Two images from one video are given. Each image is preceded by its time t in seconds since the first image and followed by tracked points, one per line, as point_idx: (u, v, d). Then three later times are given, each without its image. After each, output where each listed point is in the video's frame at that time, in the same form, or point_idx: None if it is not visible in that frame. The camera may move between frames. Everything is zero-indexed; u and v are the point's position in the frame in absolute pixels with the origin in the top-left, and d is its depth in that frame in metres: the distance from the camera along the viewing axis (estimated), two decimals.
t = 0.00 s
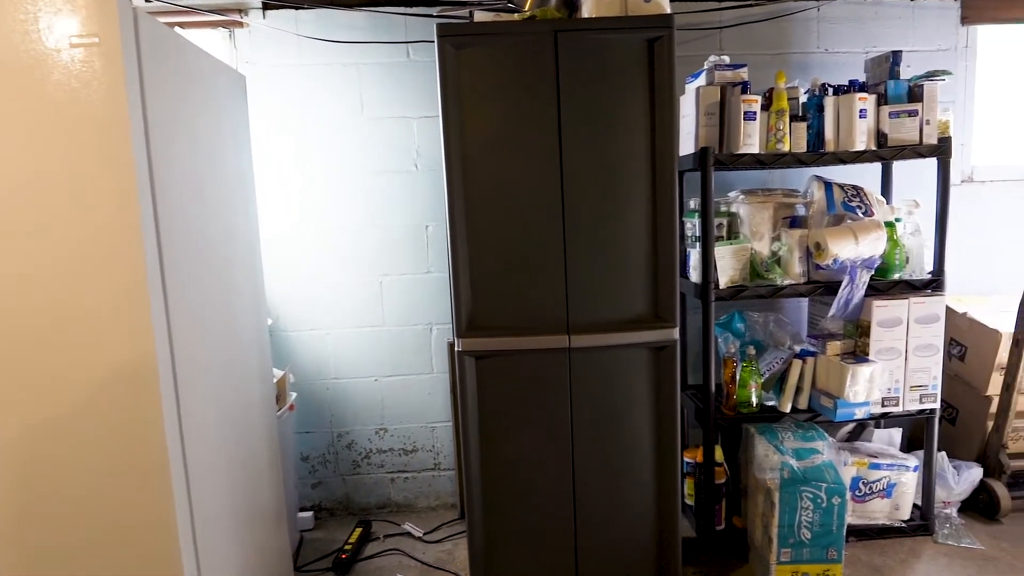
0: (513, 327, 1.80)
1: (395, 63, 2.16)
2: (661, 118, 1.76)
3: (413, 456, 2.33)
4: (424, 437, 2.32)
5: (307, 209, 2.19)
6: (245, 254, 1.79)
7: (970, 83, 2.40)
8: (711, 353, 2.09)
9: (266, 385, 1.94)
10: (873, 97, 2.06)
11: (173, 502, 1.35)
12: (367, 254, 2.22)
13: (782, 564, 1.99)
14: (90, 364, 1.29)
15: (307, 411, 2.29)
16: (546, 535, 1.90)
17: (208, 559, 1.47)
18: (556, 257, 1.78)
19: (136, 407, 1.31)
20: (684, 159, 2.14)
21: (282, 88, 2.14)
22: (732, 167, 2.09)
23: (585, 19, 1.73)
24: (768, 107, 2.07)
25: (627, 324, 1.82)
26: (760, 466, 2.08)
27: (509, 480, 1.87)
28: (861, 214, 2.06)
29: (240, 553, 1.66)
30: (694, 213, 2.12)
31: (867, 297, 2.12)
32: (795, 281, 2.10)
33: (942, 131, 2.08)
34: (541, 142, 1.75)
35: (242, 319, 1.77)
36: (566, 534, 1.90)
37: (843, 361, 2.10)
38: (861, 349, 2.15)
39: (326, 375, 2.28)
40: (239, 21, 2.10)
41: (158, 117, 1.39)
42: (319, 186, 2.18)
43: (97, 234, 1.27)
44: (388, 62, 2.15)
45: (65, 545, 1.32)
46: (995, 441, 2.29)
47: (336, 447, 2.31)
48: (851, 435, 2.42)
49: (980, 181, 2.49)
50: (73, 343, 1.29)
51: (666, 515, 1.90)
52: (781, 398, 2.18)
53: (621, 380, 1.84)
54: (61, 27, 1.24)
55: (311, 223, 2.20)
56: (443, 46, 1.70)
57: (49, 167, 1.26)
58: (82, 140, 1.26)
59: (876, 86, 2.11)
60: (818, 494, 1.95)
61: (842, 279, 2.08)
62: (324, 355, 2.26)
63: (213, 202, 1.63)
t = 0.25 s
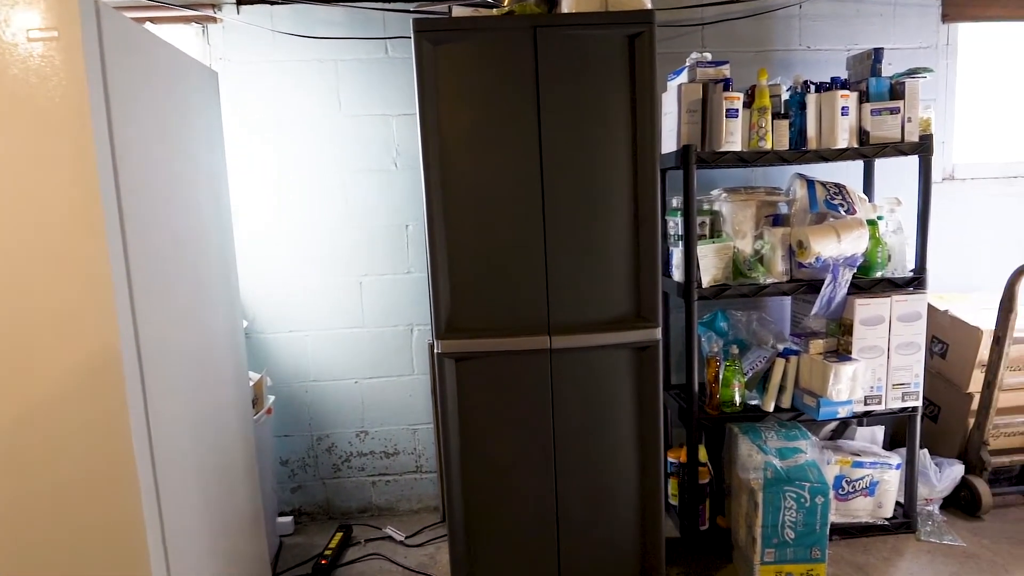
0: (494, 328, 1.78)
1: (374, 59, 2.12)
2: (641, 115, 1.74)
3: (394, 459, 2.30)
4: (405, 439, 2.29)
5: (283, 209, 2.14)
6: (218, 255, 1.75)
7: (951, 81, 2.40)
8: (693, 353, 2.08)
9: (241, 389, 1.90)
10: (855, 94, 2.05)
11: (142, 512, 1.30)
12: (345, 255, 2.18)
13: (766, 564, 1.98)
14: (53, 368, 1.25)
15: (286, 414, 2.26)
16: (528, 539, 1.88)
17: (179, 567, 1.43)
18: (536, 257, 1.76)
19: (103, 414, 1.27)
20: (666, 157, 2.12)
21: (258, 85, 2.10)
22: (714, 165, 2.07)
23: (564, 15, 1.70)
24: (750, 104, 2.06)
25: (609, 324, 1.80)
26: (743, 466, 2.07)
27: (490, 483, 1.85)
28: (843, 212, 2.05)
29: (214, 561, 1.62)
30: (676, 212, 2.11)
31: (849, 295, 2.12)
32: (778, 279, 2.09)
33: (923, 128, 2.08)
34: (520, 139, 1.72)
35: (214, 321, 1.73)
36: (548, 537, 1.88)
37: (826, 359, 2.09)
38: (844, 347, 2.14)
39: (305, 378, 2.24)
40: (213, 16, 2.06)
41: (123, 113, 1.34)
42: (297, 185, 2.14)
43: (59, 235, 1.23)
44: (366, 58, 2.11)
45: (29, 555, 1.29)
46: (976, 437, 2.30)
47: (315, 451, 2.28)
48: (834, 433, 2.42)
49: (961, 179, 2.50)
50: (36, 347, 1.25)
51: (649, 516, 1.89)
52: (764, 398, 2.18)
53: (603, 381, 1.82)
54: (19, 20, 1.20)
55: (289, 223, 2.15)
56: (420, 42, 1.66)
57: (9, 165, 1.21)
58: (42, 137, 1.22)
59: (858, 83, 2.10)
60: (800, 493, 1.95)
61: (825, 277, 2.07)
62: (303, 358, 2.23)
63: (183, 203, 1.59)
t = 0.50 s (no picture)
0: (475, 329, 1.75)
1: (353, 55, 2.08)
2: (624, 113, 1.72)
3: (376, 461, 2.27)
4: (387, 442, 2.26)
5: (261, 208, 2.10)
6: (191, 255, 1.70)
7: (933, 79, 2.40)
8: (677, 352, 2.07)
9: (216, 393, 1.86)
10: (838, 91, 2.04)
11: (111, 521, 1.26)
12: (325, 254, 2.14)
13: (750, 565, 1.98)
14: (16, 373, 1.21)
15: (266, 418, 2.22)
16: (511, 542, 1.85)
17: None
18: (518, 257, 1.73)
19: (70, 422, 1.23)
20: (649, 155, 2.10)
21: (234, 82, 2.05)
22: (698, 163, 2.06)
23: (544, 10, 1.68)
24: (733, 102, 2.04)
25: (592, 324, 1.78)
26: (727, 465, 2.06)
27: (472, 486, 1.82)
28: (826, 210, 2.04)
29: (190, 569, 1.58)
30: (659, 210, 2.09)
31: (833, 294, 2.11)
32: (762, 278, 2.08)
33: (905, 126, 2.08)
34: (500, 137, 1.69)
35: (187, 324, 1.69)
36: (531, 540, 1.86)
37: (810, 358, 2.09)
38: (828, 346, 2.14)
39: (285, 380, 2.21)
40: (188, 11, 2.01)
41: (88, 111, 1.29)
42: (275, 184, 2.10)
43: (20, 235, 1.18)
44: (346, 55, 2.07)
45: None
46: (958, 434, 2.30)
47: (296, 454, 2.24)
48: (818, 431, 2.42)
49: (942, 177, 2.50)
50: None
51: (633, 518, 1.87)
52: (748, 397, 2.17)
53: (585, 382, 1.80)
54: None
55: (267, 223, 2.11)
56: (397, 37, 1.63)
57: None
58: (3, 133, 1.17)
59: (841, 80, 2.09)
60: (785, 493, 1.94)
61: (808, 276, 2.06)
62: (283, 360, 2.19)
63: (154, 203, 1.55)
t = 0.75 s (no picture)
0: (456, 330, 1.73)
1: (332, 53, 2.04)
2: (605, 111, 1.71)
3: (357, 465, 2.24)
4: (369, 445, 2.23)
5: (238, 208, 2.06)
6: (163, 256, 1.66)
7: (914, 77, 2.41)
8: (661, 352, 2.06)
9: (192, 397, 1.82)
10: (820, 90, 2.04)
11: (80, 529, 1.22)
12: (303, 255, 2.11)
13: (735, 565, 1.97)
14: None
15: (244, 422, 2.18)
16: (494, 545, 1.83)
17: None
18: (499, 256, 1.71)
19: (36, 432, 1.18)
20: (631, 154, 2.09)
21: (209, 79, 2.01)
22: (680, 162, 2.04)
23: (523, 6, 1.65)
24: (716, 100, 2.03)
25: (574, 325, 1.76)
26: (711, 466, 2.05)
27: (454, 489, 1.80)
28: (808, 209, 2.04)
29: None
30: (642, 210, 2.08)
31: (815, 293, 2.11)
32: (745, 277, 2.07)
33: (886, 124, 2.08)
34: (481, 135, 1.67)
35: (160, 326, 1.65)
36: (514, 543, 1.84)
37: (793, 357, 2.09)
38: (810, 345, 2.14)
39: (264, 383, 2.17)
40: (161, 7, 1.96)
41: (54, 108, 1.25)
42: (252, 184, 2.06)
43: None
44: (324, 52, 2.04)
45: None
46: (940, 432, 2.32)
47: (276, 459, 2.21)
48: (801, 430, 2.43)
49: (923, 175, 2.52)
50: None
51: (617, 519, 1.86)
52: (732, 397, 2.16)
53: (568, 383, 1.78)
54: None
55: (244, 223, 2.07)
56: (375, 33, 1.60)
57: None
58: None
59: (823, 79, 2.09)
60: (768, 493, 1.94)
61: (791, 275, 2.06)
62: (261, 362, 2.15)
63: (125, 202, 1.50)
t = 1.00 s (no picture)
0: (435, 332, 1.70)
1: (309, 50, 2.01)
2: (585, 110, 1.69)
3: (337, 470, 2.21)
4: (348, 449, 2.20)
5: (212, 208, 2.02)
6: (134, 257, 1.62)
7: (890, 78, 2.43)
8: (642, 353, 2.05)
9: (165, 402, 1.77)
10: (798, 90, 2.04)
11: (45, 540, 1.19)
12: (280, 257, 2.07)
13: (716, 566, 1.97)
14: None
15: (220, 427, 2.14)
16: (475, 550, 1.81)
17: None
18: (478, 258, 1.69)
19: None
20: (612, 154, 2.08)
21: (182, 76, 1.96)
22: (660, 162, 2.04)
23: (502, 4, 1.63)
24: (695, 100, 2.03)
25: (555, 327, 1.75)
26: (692, 467, 2.05)
27: (434, 493, 1.78)
28: (787, 209, 2.05)
29: None
30: (622, 210, 2.07)
31: (794, 293, 2.12)
32: (725, 277, 2.07)
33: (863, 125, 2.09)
34: (459, 135, 1.65)
35: (131, 330, 1.60)
36: (495, 547, 1.82)
37: (773, 357, 2.09)
38: (790, 345, 2.15)
39: (240, 388, 2.13)
40: (131, 3, 1.91)
41: (15, 105, 1.20)
42: (227, 184, 2.02)
43: None
44: (301, 49, 2.00)
45: None
46: (917, 429, 2.34)
47: (253, 464, 2.17)
48: (781, 429, 2.44)
49: (900, 175, 2.54)
50: None
51: (599, 521, 1.85)
52: (712, 397, 2.17)
53: (549, 385, 1.77)
54: None
55: (218, 224, 2.03)
56: (351, 30, 1.57)
57: None
58: None
59: (801, 79, 2.10)
60: (749, 494, 1.94)
61: (770, 275, 2.07)
62: (237, 366, 2.11)
63: (92, 202, 1.46)
